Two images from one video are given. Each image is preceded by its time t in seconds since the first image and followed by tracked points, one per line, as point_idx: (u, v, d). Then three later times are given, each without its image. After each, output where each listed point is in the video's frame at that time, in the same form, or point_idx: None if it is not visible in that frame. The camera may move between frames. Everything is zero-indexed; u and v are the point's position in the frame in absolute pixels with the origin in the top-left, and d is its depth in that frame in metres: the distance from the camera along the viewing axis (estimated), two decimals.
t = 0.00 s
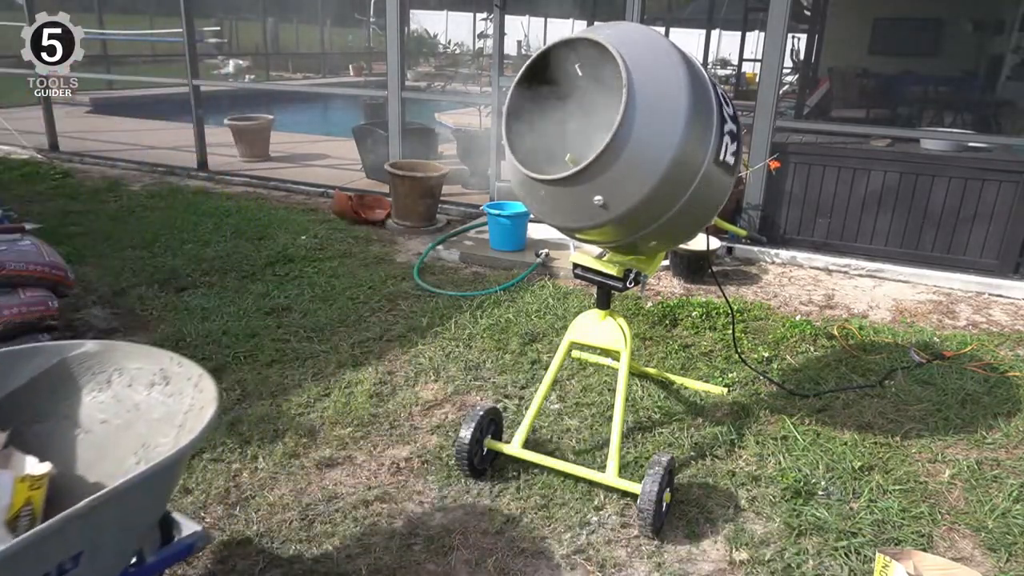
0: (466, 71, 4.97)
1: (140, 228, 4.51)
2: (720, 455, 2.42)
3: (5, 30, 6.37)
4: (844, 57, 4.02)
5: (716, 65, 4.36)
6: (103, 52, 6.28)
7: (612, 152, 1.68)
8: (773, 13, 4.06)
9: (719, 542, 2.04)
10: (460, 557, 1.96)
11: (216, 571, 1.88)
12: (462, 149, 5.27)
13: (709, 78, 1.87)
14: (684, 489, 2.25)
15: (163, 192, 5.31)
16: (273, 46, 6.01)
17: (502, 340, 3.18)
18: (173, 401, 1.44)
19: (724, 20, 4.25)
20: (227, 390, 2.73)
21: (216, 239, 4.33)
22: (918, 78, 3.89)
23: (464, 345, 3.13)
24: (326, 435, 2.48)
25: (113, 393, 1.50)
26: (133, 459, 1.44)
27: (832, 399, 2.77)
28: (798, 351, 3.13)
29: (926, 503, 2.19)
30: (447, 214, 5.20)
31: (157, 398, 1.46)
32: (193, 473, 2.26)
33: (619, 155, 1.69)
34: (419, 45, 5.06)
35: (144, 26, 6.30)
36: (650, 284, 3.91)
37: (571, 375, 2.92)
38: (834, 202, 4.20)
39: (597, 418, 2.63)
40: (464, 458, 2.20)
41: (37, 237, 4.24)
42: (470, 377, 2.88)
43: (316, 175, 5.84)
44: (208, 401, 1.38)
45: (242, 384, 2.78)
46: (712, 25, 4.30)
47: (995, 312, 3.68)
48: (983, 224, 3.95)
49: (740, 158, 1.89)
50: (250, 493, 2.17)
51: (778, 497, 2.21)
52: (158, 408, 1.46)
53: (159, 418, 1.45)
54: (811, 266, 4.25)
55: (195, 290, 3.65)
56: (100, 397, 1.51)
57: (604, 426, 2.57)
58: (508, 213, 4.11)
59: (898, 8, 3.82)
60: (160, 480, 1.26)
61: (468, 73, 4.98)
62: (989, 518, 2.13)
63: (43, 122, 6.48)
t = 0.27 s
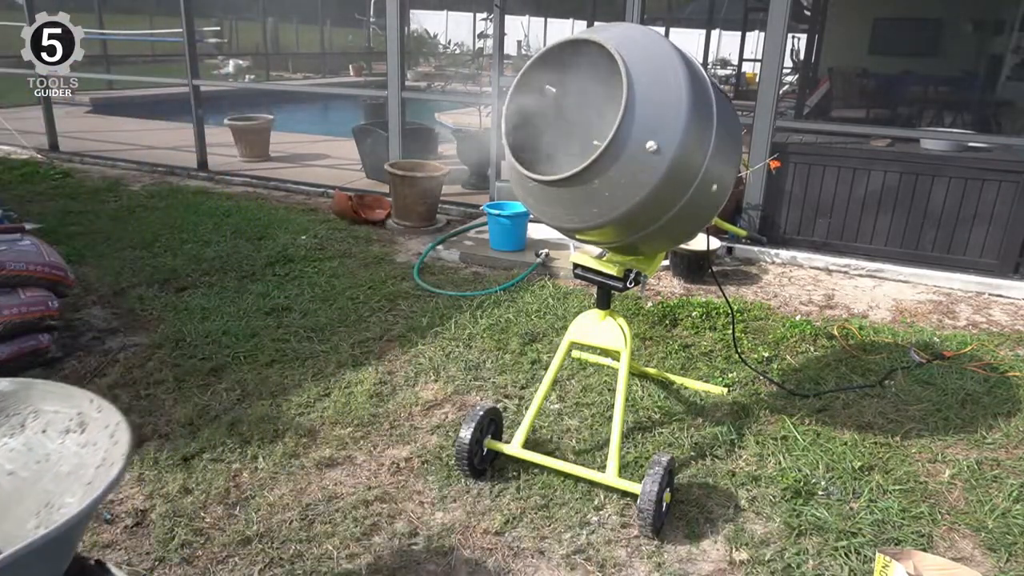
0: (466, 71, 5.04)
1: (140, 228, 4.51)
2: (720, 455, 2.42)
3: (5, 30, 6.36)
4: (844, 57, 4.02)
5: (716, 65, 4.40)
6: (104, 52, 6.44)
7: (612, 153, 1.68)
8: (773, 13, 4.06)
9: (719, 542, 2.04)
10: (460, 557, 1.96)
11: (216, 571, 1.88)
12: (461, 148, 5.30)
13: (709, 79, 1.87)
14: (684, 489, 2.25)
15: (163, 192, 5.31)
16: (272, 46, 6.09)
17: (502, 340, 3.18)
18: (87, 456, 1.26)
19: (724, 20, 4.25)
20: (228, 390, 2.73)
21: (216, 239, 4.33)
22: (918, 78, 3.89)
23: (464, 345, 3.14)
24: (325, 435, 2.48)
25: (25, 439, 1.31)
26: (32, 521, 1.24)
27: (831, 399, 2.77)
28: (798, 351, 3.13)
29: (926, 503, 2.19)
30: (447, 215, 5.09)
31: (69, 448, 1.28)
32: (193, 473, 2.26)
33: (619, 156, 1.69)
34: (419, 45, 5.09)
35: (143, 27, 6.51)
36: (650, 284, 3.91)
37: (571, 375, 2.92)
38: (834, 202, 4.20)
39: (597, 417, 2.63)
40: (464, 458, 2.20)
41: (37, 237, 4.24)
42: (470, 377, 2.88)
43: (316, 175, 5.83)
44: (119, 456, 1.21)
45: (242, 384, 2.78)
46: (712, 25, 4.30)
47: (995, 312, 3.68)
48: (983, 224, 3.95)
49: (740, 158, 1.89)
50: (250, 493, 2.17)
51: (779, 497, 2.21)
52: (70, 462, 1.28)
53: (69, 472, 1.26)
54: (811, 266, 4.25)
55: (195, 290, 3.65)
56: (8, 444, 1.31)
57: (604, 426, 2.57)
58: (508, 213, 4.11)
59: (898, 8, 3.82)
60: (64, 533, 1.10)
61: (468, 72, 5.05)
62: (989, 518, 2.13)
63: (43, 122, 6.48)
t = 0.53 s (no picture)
0: (466, 71, 4.97)
1: (140, 228, 4.51)
2: (720, 455, 2.42)
3: (5, 30, 6.36)
4: (844, 57, 4.02)
5: (716, 64, 4.38)
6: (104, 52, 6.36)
7: (611, 153, 1.68)
8: (773, 13, 4.06)
9: (719, 542, 2.04)
10: (460, 557, 1.97)
11: (216, 571, 1.88)
12: (461, 149, 5.25)
13: (709, 79, 1.87)
14: (684, 489, 2.25)
15: (164, 192, 5.31)
16: (272, 46, 6.11)
17: (502, 340, 3.18)
18: None
19: (724, 20, 4.25)
20: (227, 390, 2.73)
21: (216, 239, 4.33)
22: (918, 78, 3.89)
23: (464, 345, 3.14)
24: (325, 435, 2.48)
25: None
26: None
27: (832, 399, 2.77)
28: (798, 351, 3.13)
29: (926, 503, 2.19)
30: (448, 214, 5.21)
31: None
32: (193, 473, 2.26)
33: (618, 156, 1.69)
34: (419, 46, 5.07)
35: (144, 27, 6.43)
36: (650, 284, 3.91)
37: (571, 375, 2.92)
38: (834, 202, 4.20)
39: (597, 417, 2.63)
40: (464, 458, 2.20)
41: (38, 237, 4.25)
42: (470, 377, 2.88)
43: (316, 175, 5.83)
44: (22, 498, 0.99)
45: (242, 384, 2.78)
46: (712, 25, 4.30)
47: (995, 312, 3.68)
48: (983, 225, 3.95)
49: (739, 158, 1.89)
50: (250, 493, 2.18)
51: (778, 497, 2.21)
52: None
53: None
54: (811, 266, 4.25)
55: (195, 290, 3.65)
56: None
57: (604, 426, 2.57)
58: (508, 213, 4.11)
59: (898, 8, 3.82)
60: None
61: (468, 72, 4.98)
62: (989, 518, 2.13)
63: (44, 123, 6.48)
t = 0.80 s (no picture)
0: (466, 71, 4.96)
1: (140, 228, 4.51)
2: (720, 455, 2.42)
3: (5, 30, 6.36)
4: (844, 57, 4.02)
5: (716, 64, 4.38)
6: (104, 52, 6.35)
7: (612, 154, 1.68)
8: (773, 13, 4.06)
9: (719, 542, 2.04)
10: (460, 557, 1.97)
11: (216, 571, 1.88)
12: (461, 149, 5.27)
13: (709, 80, 1.87)
14: (684, 489, 2.25)
15: (164, 192, 5.31)
16: (272, 46, 6.14)
17: (502, 340, 3.18)
18: None
19: (724, 20, 4.24)
20: (227, 390, 2.73)
21: (217, 239, 4.34)
22: (917, 78, 3.89)
23: (463, 345, 3.14)
24: (325, 435, 2.48)
25: None
26: None
27: (832, 399, 2.77)
28: (798, 351, 3.13)
29: (926, 503, 2.19)
30: (448, 215, 5.21)
31: None
32: (193, 473, 2.26)
33: (618, 157, 1.69)
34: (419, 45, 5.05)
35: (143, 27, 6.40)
36: (650, 284, 3.91)
37: (571, 375, 2.92)
38: (834, 202, 4.20)
39: (597, 417, 2.63)
40: (464, 458, 2.20)
41: (38, 237, 4.25)
42: (470, 377, 2.88)
43: (316, 175, 5.83)
44: None
45: (242, 384, 2.78)
46: (712, 25, 4.30)
47: (995, 312, 3.68)
48: (983, 225, 3.95)
49: (739, 158, 1.89)
50: (250, 493, 2.17)
51: (779, 497, 2.21)
52: None
53: None
54: (811, 267, 4.25)
55: (195, 290, 3.65)
56: None
57: (604, 425, 2.57)
58: (508, 213, 4.11)
59: (898, 8, 3.82)
60: None
61: (468, 72, 4.97)
62: (989, 518, 2.13)
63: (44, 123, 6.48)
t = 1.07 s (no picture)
0: (466, 71, 4.97)
1: (140, 228, 4.51)
2: (720, 455, 2.42)
3: (4, 30, 6.35)
4: (844, 57, 4.02)
5: (716, 64, 4.37)
6: (104, 52, 6.38)
7: (613, 154, 1.68)
8: (773, 13, 4.06)
9: (719, 542, 2.04)
10: (461, 557, 1.97)
11: (216, 571, 1.88)
12: (461, 149, 5.27)
13: (709, 80, 1.86)
14: (684, 489, 2.25)
15: (164, 192, 5.31)
16: (272, 46, 6.17)
17: (502, 340, 3.18)
18: None
19: (724, 20, 4.24)
20: (227, 390, 2.73)
21: (217, 239, 4.34)
22: (917, 78, 3.89)
23: (463, 345, 3.14)
24: (325, 435, 2.48)
25: None
26: None
27: (831, 399, 2.77)
28: (798, 351, 3.13)
29: (926, 503, 2.19)
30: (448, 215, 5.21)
31: None
32: (193, 473, 2.26)
33: (619, 157, 1.68)
34: (419, 45, 5.06)
35: (143, 27, 6.45)
36: (650, 284, 3.91)
37: (571, 375, 2.92)
38: (834, 202, 4.20)
39: (597, 417, 2.63)
40: (464, 458, 2.20)
41: (39, 237, 4.25)
42: (470, 377, 2.88)
43: (316, 175, 5.83)
44: None
45: (242, 384, 2.78)
46: (712, 25, 4.30)
47: (995, 312, 3.68)
48: (983, 225, 3.95)
49: (740, 159, 1.89)
50: (250, 493, 2.17)
51: (779, 497, 2.21)
52: None
53: None
54: (811, 267, 4.25)
55: (195, 290, 3.65)
56: None
57: (604, 425, 2.57)
58: (508, 213, 4.11)
59: (898, 8, 3.82)
60: None
61: (468, 72, 4.97)
62: (989, 518, 2.13)
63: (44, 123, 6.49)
